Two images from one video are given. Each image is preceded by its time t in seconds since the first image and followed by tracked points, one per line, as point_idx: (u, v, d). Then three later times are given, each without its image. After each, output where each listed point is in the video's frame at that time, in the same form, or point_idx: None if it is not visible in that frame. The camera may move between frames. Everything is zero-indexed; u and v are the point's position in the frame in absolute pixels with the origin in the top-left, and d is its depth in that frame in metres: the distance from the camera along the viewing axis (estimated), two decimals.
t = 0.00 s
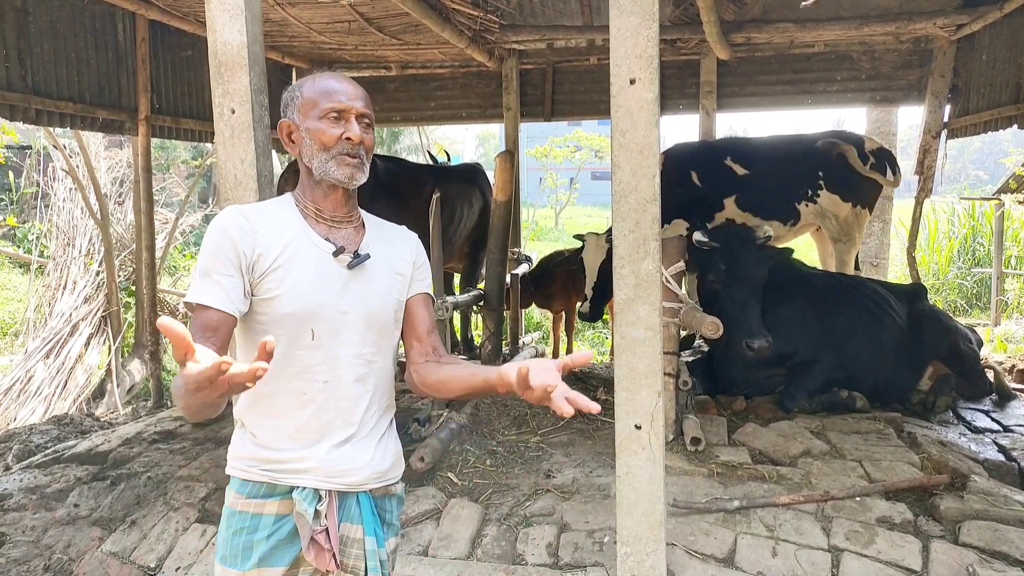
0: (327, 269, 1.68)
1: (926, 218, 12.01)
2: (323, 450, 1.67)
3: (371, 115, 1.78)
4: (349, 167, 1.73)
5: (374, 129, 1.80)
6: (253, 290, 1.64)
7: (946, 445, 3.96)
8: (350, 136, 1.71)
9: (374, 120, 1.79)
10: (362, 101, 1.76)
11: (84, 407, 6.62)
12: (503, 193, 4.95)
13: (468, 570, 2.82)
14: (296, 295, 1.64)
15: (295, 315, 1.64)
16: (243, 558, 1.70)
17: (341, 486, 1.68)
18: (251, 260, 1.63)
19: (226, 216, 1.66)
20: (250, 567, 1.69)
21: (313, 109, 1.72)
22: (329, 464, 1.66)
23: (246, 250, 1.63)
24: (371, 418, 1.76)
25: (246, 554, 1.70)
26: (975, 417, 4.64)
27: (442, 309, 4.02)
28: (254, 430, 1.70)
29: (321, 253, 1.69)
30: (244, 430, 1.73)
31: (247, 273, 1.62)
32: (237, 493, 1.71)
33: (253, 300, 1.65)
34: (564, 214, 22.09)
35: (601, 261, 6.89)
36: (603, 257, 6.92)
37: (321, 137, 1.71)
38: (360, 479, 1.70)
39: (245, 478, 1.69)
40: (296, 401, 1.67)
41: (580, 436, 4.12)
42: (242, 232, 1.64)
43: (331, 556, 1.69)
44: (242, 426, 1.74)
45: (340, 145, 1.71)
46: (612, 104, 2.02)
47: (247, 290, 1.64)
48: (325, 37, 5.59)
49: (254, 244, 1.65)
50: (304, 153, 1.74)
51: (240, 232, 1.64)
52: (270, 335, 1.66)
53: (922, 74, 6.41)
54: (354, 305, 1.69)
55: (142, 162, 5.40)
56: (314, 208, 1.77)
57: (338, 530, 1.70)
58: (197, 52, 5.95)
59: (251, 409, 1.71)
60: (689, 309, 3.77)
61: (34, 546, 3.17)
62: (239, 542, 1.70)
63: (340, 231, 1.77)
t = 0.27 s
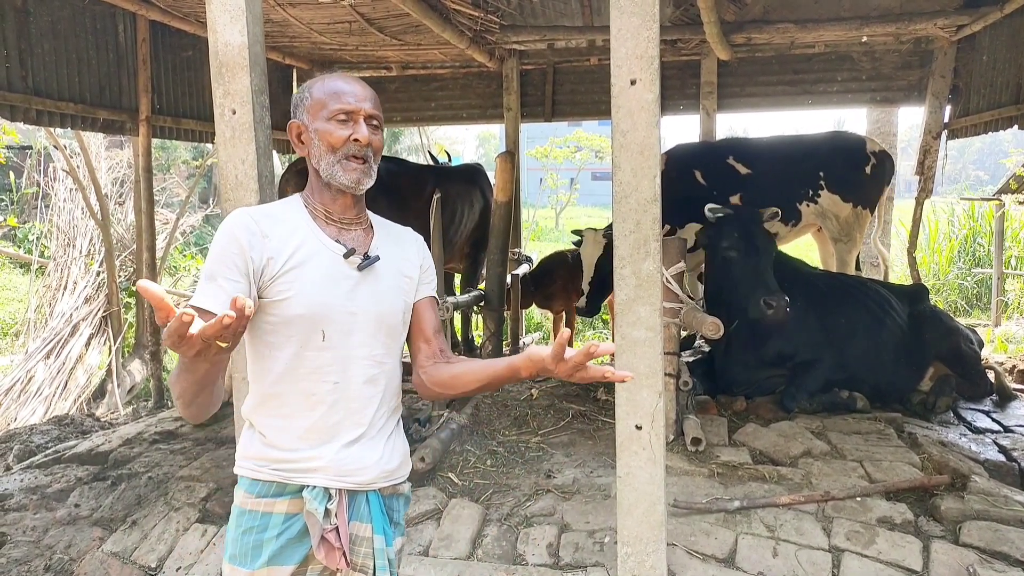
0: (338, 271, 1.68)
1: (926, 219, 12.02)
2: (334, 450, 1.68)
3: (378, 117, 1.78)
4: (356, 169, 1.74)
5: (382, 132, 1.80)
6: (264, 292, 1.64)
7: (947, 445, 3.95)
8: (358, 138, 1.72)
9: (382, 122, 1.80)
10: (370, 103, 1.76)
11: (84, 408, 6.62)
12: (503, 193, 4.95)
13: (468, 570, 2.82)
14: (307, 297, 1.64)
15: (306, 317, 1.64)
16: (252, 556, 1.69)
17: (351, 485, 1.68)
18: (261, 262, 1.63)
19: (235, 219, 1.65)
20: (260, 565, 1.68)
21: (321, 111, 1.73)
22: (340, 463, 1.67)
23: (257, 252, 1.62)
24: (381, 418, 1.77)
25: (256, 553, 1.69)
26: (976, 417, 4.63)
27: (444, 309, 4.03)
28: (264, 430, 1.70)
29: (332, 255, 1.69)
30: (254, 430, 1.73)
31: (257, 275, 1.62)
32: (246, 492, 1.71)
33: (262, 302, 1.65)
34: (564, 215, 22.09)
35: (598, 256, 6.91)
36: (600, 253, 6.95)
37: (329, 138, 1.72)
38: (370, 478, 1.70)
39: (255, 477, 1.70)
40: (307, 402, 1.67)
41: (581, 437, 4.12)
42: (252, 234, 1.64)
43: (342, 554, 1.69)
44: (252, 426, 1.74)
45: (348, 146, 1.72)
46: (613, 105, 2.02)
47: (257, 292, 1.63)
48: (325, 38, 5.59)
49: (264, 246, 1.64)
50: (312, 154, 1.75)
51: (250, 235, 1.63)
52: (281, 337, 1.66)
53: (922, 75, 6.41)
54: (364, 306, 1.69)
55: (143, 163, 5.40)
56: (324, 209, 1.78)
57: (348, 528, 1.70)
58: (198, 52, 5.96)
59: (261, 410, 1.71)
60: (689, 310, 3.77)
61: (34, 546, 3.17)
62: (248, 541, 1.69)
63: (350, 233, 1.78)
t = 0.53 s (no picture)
0: (347, 272, 1.67)
1: (926, 219, 12.02)
2: (341, 450, 1.67)
3: (388, 121, 1.76)
4: (361, 172, 1.73)
5: (392, 135, 1.78)
6: (272, 293, 1.64)
7: (948, 446, 3.95)
8: (362, 144, 1.70)
9: (392, 126, 1.78)
10: (379, 108, 1.74)
11: (84, 408, 6.62)
12: (504, 193, 4.95)
13: (469, 571, 2.81)
14: (315, 299, 1.64)
15: (314, 318, 1.64)
16: (260, 555, 1.69)
17: (358, 484, 1.68)
18: (269, 264, 1.63)
19: (244, 220, 1.65)
20: (267, 563, 1.69)
21: (329, 113, 1.72)
22: (347, 463, 1.67)
23: (265, 255, 1.62)
24: (388, 419, 1.77)
25: (263, 551, 1.69)
26: (976, 417, 4.63)
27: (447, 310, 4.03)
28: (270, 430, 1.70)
29: (340, 256, 1.68)
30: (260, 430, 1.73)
31: (265, 277, 1.62)
32: (254, 491, 1.70)
33: (270, 304, 1.65)
34: (564, 215, 22.09)
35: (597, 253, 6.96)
36: (598, 250, 7.00)
37: (335, 142, 1.71)
38: (377, 477, 1.70)
39: (262, 476, 1.69)
40: (314, 403, 1.67)
41: (581, 437, 4.12)
42: (259, 237, 1.64)
43: (349, 553, 1.69)
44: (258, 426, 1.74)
45: (353, 151, 1.71)
46: (613, 104, 2.02)
47: (264, 293, 1.63)
48: (326, 38, 5.59)
49: (272, 249, 1.64)
50: (320, 155, 1.75)
51: (258, 237, 1.63)
52: (289, 337, 1.66)
53: (923, 74, 6.41)
54: (372, 308, 1.69)
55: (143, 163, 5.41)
56: (332, 210, 1.78)
57: (355, 527, 1.70)
58: (198, 52, 5.96)
59: (268, 410, 1.70)
60: (690, 310, 3.77)
61: (34, 547, 3.16)
62: (256, 539, 1.70)
63: (357, 235, 1.78)
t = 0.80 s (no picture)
0: (356, 274, 1.66)
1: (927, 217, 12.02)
2: (347, 450, 1.68)
3: (404, 121, 1.75)
4: (376, 173, 1.72)
5: (407, 135, 1.77)
6: (280, 293, 1.64)
7: (948, 445, 3.95)
8: (379, 145, 1.70)
9: (407, 126, 1.76)
10: (396, 107, 1.72)
11: (84, 407, 6.62)
12: (504, 192, 4.94)
13: (469, 570, 2.81)
14: (324, 300, 1.63)
15: (323, 319, 1.63)
16: (264, 552, 1.68)
17: (363, 483, 1.68)
18: (279, 264, 1.62)
19: (255, 219, 1.64)
20: (271, 561, 1.68)
21: (345, 112, 1.71)
22: (353, 463, 1.67)
23: (274, 255, 1.62)
24: (394, 420, 1.77)
25: (267, 549, 1.68)
26: (977, 416, 4.63)
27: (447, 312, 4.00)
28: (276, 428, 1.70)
29: (350, 257, 1.67)
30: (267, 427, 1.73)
31: (274, 277, 1.62)
32: (260, 488, 1.70)
33: (279, 303, 1.65)
34: (564, 214, 22.08)
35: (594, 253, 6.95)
36: (596, 250, 7.01)
37: (351, 142, 1.70)
38: (382, 477, 1.70)
39: (268, 474, 1.69)
40: (321, 403, 1.67)
41: (582, 436, 4.12)
42: (269, 236, 1.63)
43: (353, 551, 1.69)
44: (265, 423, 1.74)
45: (370, 151, 1.71)
46: (614, 103, 2.02)
47: (273, 293, 1.63)
48: (326, 36, 5.59)
49: (282, 249, 1.64)
50: (334, 154, 1.75)
51: (268, 236, 1.63)
52: (297, 337, 1.66)
53: (924, 73, 6.40)
54: (380, 310, 1.68)
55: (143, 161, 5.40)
56: (344, 210, 1.77)
57: (360, 526, 1.71)
58: (198, 51, 5.96)
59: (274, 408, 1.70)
60: (691, 309, 3.77)
61: (35, 545, 3.16)
62: (261, 537, 1.69)
63: (368, 235, 1.77)
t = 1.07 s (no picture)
0: (366, 274, 1.66)
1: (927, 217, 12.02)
2: (354, 450, 1.69)
3: (400, 116, 1.73)
4: (374, 172, 1.71)
5: (405, 130, 1.75)
6: (291, 293, 1.62)
7: (949, 444, 3.95)
8: (373, 143, 1.69)
9: (405, 121, 1.74)
10: (389, 104, 1.71)
11: (84, 406, 6.62)
12: (504, 192, 4.94)
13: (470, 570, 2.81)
14: (335, 300, 1.62)
15: (333, 320, 1.63)
16: (271, 552, 1.68)
17: (370, 484, 1.69)
18: (291, 264, 1.60)
19: (265, 216, 1.62)
20: (278, 561, 1.68)
21: (341, 115, 1.71)
22: (360, 464, 1.68)
23: (286, 253, 1.60)
24: (399, 421, 1.78)
25: (274, 549, 1.68)
26: (978, 416, 4.63)
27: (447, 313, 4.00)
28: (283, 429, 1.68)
29: (360, 258, 1.67)
30: (271, 428, 1.71)
31: (286, 276, 1.60)
32: (266, 489, 1.69)
33: (288, 302, 1.63)
34: (564, 214, 22.07)
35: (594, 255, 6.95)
36: (596, 252, 7.01)
37: (348, 143, 1.70)
38: (389, 477, 1.71)
39: (274, 475, 1.67)
40: (329, 404, 1.67)
41: (583, 435, 4.11)
42: (281, 235, 1.61)
43: (361, 553, 1.69)
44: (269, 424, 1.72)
45: (365, 151, 1.70)
46: (615, 102, 2.01)
47: (283, 293, 1.61)
48: (326, 36, 5.58)
49: (293, 249, 1.62)
50: (336, 156, 1.75)
51: (279, 235, 1.61)
52: (306, 337, 1.64)
53: (924, 72, 6.39)
54: (389, 311, 1.69)
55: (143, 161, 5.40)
56: (352, 210, 1.75)
57: (367, 527, 1.71)
58: (198, 50, 5.95)
59: (280, 409, 1.69)
60: (692, 308, 3.76)
61: (35, 545, 3.16)
62: (267, 537, 1.68)
63: (377, 235, 1.76)
